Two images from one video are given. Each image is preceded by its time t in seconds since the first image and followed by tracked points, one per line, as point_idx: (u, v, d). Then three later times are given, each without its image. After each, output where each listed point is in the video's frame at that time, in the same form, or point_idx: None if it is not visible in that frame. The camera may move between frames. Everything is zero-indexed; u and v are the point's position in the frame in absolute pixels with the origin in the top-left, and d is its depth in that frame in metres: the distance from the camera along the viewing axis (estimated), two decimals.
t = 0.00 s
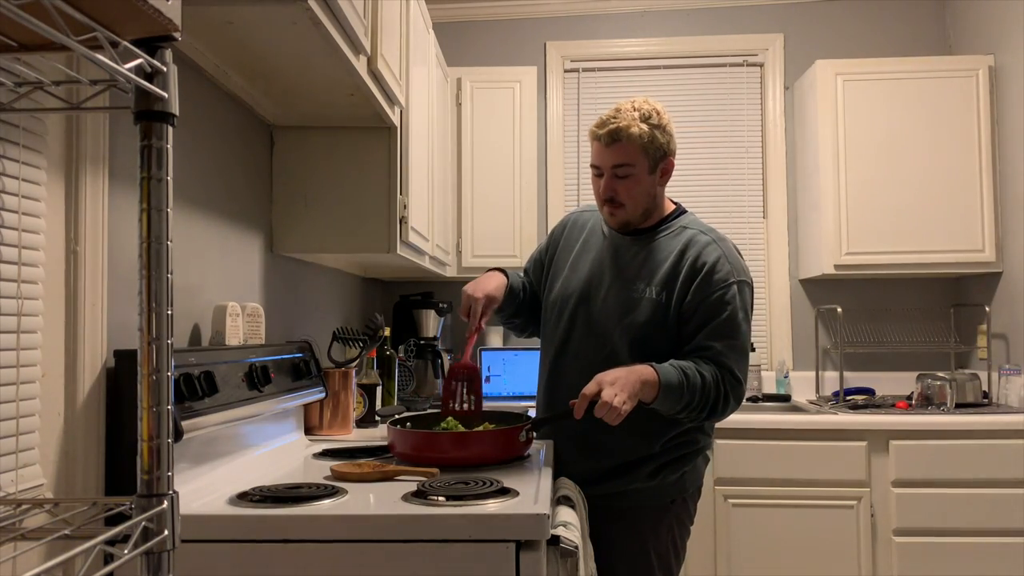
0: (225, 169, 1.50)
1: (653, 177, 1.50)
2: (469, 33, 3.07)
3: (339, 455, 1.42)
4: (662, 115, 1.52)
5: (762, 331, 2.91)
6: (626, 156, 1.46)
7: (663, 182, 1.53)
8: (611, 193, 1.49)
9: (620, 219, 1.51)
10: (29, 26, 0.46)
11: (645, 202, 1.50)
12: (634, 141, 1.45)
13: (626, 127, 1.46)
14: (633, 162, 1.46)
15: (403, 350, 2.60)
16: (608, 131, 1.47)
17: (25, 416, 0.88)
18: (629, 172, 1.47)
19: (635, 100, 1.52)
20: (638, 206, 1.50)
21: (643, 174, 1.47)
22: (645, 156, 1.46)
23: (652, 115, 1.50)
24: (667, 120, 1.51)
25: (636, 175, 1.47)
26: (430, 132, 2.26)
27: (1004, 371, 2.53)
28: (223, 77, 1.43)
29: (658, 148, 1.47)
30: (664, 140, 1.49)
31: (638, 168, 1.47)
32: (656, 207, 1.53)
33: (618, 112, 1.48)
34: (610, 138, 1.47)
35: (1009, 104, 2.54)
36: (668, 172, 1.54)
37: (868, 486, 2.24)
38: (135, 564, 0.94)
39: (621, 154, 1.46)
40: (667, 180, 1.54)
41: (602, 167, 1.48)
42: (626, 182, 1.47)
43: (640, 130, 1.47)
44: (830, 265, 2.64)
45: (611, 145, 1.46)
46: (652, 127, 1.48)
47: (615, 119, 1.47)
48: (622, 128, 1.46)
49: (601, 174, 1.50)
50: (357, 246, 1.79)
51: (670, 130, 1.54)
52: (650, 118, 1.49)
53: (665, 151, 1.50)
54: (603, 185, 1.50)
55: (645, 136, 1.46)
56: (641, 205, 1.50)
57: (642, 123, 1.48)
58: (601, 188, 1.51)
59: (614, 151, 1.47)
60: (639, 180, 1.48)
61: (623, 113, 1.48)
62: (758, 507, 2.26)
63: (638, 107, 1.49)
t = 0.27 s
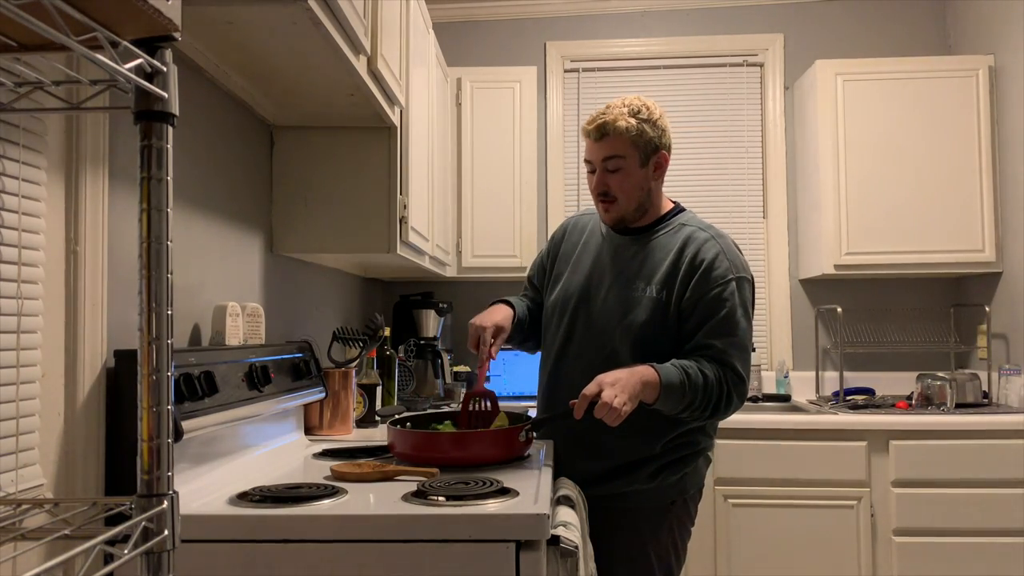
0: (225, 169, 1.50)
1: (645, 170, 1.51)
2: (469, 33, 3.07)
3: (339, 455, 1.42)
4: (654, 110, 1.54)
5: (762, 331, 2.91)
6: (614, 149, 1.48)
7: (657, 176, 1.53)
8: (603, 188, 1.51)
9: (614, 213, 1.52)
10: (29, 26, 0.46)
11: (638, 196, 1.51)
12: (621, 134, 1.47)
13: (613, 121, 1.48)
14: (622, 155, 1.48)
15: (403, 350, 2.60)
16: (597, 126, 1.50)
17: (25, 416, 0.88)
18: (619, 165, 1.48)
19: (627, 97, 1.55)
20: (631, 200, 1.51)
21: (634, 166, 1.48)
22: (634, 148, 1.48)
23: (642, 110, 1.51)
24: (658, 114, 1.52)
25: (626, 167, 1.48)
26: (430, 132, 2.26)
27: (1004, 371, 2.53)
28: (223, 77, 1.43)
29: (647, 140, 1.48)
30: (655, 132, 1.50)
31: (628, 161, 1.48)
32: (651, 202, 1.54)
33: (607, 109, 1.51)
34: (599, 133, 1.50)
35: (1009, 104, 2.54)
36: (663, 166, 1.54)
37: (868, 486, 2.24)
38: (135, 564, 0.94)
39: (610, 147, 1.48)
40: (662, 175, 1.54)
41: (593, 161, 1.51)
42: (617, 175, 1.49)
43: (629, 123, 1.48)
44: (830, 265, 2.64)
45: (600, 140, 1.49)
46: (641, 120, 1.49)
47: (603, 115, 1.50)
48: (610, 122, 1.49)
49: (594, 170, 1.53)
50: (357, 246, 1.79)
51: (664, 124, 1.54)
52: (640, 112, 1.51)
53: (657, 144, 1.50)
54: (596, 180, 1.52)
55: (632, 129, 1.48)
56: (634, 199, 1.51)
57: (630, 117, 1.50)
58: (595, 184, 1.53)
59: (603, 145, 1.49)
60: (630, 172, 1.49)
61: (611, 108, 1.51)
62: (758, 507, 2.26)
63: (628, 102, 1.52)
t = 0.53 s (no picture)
0: (225, 169, 1.50)
1: (639, 168, 1.51)
2: (469, 33, 3.07)
3: (339, 455, 1.42)
4: (647, 107, 1.55)
5: (762, 331, 2.91)
6: (606, 148, 1.49)
7: (653, 173, 1.54)
8: (598, 187, 1.52)
9: (611, 213, 1.53)
10: (29, 26, 0.46)
11: (633, 193, 1.51)
12: (612, 133, 1.49)
13: (603, 120, 1.50)
14: (615, 154, 1.49)
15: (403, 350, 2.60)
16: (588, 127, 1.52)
17: (25, 416, 0.88)
18: (612, 164, 1.50)
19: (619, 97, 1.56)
20: (627, 198, 1.51)
21: (627, 164, 1.49)
22: (625, 146, 1.49)
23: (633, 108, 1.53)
24: (649, 112, 1.53)
25: (619, 166, 1.49)
26: (430, 132, 2.26)
27: (1004, 371, 2.53)
28: (222, 77, 1.43)
29: (639, 138, 1.49)
30: (647, 129, 1.51)
31: (621, 160, 1.49)
32: (647, 199, 1.54)
33: (599, 110, 1.54)
34: (590, 134, 1.52)
35: (1009, 104, 2.54)
36: (658, 163, 1.54)
37: (868, 486, 2.24)
38: (135, 564, 0.94)
39: (602, 147, 1.50)
40: (658, 172, 1.54)
41: (587, 162, 1.53)
42: (611, 174, 1.50)
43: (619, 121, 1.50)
44: (830, 265, 2.64)
45: (592, 140, 1.51)
46: (632, 118, 1.51)
47: (595, 115, 1.53)
48: (600, 121, 1.51)
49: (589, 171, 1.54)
50: (357, 246, 1.79)
51: (658, 120, 1.55)
52: (631, 110, 1.52)
53: (649, 141, 1.51)
54: (591, 181, 1.53)
55: (623, 127, 1.49)
56: (630, 196, 1.51)
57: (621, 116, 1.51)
58: (590, 184, 1.54)
59: (595, 145, 1.51)
60: (623, 171, 1.50)
61: (602, 108, 1.53)
62: (758, 507, 2.26)
63: (619, 102, 1.54)
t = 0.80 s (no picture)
0: (225, 169, 1.50)
1: (634, 165, 1.52)
2: (469, 33, 3.07)
3: (339, 455, 1.42)
4: (642, 104, 1.55)
5: (762, 331, 2.91)
6: (600, 147, 1.50)
7: (649, 170, 1.54)
8: (594, 186, 1.53)
9: (608, 211, 1.53)
10: (29, 26, 0.46)
11: (629, 191, 1.51)
12: (605, 131, 1.50)
13: (596, 119, 1.51)
14: (609, 152, 1.50)
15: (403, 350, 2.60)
16: (583, 126, 1.53)
17: (25, 416, 0.88)
18: (606, 163, 1.50)
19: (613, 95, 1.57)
20: (622, 196, 1.52)
21: (621, 162, 1.50)
22: (619, 144, 1.49)
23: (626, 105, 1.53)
24: (643, 108, 1.53)
25: (614, 164, 1.50)
26: (430, 132, 2.26)
27: (1004, 371, 2.53)
28: (222, 77, 1.43)
29: (633, 136, 1.50)
30: (642, 126, 1.51)
31: (616, 158, 1.50)
32: (644, 196, 1.54)
33: (593, 109, 1.55)
34: (585, 133, 1.53)
35: (1009, 104, 2.55)
36: (655, 160, 1.54)
37: (868, 486, 2.24)
38: (135, 564, 0.94)
39: (596, 146, 1.51)
40: (654, 168, 1.54)
41: (583, 161, 1.54)
42: (606, 173, 1.51)
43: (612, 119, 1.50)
44: (830, 265, 2.64)
45: (586, 140, 1.52)
46: (625, 116, 1.51)
47: (588, 114, 1.54)
48: (593, 121, 1.52)
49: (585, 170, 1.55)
50: (357, 246, 1.79)
51: (653, 117, 1.55)
52: (625, 108, 1.52)
53: (644, 137, 1.51)
54: (587, 180, 1.54)
55: (616, 125, 1.49)
56: (626, 195, 1.52)
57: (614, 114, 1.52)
58: (587, 183, 1.55)
59: (590, 145, 1.52)
60: (618, 169, 1.50)
61: (596, 107, 1.53)
62: (758, 507, 2.26)
63: (614, 100, 1.54)
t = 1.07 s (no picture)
0: (225, 169, 1.49)
1: (630, 165, 1.52)
2: (469, 33, 3.07)
3: (339, 455, 1.42)
4: (638, 105, 1.56)
5: (762, 331, 2.91)
6: (594, 147, 1.52)
7: (646, 170, 1.54)
8: (590, 187, 1.54)
9: (604, 212, 1.54)
10: (29, 26, 0.46)
11: (624, 191, 1.52)
12: (599, 131, 1.51)
13: (591, 120, 1.53)
14: (603, 152, 1.51)
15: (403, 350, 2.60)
16: (578, 128, 1.55)
17: (25, 416, 0.88)
18: (601, 163, 1.52)
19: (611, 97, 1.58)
20: (618, 196, 1.52)
21: (616, 162, 1.51)
22: (613, 144, 1.51)
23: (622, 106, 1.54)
24: (639, 109, 1.54)
25: (608, 164, 1.51)
26: (430, 132, 2.26)
27: (1004, 371, 2.53)
28: (222, 77, 1.43)
29: (627, 135, 1.51)
30: (636, 126, 1.52)
31: (610, 158, 1.51)
32: (640, 197, 1.54)
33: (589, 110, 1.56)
34: (580, 135, 1.55)
35: (1008, 103, 2.54)
36: (652, 160, 1.54)
37: (868, 486, 2.24)
38: (135, 564, 0.94)
39: (590, 147, 1.52)
40: (651, 168, 1.54)
41: (578, 162, 1.55)
42: (600, 173, 1.52)
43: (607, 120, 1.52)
44: (830, 264, 2.64)
45: (581, 140, 1.54)
46: (619, 116, 1.52)
47: (584, 116, 1.56)
48: (588, 121, 1.54)
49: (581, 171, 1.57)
50: (357, 246, 1.79)
51: (649, 117, 1.55)
52: (619, 108, 1.54)
53: (639, 137, 1.52)
54: (584, 181, 1.56)
55: (610, 125, 1.51)
56: (621, 194, 1.52)
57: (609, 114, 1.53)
58: (584, 184, 1.56)
59: (584, 145, 1.54)
60: (613, 169, 1.51)
61: (591, 108, 1.55)
62: (758, 507, 2.26)
63: (609, 101, 1.56)
